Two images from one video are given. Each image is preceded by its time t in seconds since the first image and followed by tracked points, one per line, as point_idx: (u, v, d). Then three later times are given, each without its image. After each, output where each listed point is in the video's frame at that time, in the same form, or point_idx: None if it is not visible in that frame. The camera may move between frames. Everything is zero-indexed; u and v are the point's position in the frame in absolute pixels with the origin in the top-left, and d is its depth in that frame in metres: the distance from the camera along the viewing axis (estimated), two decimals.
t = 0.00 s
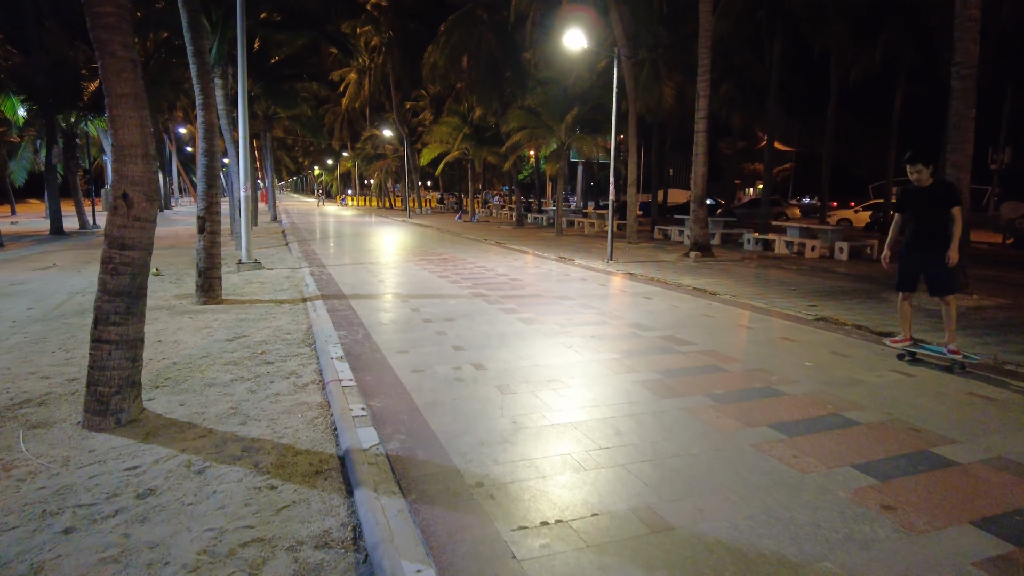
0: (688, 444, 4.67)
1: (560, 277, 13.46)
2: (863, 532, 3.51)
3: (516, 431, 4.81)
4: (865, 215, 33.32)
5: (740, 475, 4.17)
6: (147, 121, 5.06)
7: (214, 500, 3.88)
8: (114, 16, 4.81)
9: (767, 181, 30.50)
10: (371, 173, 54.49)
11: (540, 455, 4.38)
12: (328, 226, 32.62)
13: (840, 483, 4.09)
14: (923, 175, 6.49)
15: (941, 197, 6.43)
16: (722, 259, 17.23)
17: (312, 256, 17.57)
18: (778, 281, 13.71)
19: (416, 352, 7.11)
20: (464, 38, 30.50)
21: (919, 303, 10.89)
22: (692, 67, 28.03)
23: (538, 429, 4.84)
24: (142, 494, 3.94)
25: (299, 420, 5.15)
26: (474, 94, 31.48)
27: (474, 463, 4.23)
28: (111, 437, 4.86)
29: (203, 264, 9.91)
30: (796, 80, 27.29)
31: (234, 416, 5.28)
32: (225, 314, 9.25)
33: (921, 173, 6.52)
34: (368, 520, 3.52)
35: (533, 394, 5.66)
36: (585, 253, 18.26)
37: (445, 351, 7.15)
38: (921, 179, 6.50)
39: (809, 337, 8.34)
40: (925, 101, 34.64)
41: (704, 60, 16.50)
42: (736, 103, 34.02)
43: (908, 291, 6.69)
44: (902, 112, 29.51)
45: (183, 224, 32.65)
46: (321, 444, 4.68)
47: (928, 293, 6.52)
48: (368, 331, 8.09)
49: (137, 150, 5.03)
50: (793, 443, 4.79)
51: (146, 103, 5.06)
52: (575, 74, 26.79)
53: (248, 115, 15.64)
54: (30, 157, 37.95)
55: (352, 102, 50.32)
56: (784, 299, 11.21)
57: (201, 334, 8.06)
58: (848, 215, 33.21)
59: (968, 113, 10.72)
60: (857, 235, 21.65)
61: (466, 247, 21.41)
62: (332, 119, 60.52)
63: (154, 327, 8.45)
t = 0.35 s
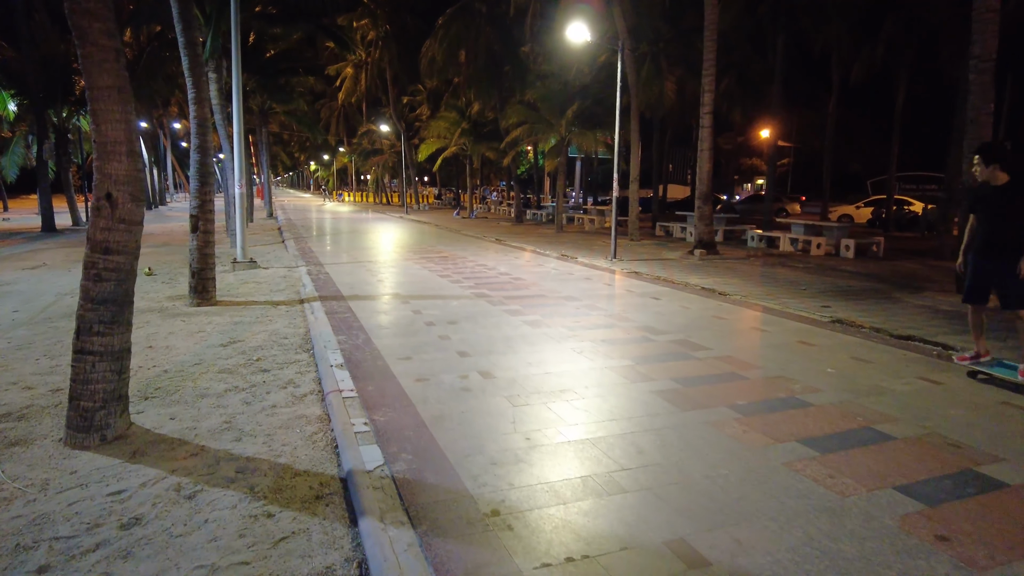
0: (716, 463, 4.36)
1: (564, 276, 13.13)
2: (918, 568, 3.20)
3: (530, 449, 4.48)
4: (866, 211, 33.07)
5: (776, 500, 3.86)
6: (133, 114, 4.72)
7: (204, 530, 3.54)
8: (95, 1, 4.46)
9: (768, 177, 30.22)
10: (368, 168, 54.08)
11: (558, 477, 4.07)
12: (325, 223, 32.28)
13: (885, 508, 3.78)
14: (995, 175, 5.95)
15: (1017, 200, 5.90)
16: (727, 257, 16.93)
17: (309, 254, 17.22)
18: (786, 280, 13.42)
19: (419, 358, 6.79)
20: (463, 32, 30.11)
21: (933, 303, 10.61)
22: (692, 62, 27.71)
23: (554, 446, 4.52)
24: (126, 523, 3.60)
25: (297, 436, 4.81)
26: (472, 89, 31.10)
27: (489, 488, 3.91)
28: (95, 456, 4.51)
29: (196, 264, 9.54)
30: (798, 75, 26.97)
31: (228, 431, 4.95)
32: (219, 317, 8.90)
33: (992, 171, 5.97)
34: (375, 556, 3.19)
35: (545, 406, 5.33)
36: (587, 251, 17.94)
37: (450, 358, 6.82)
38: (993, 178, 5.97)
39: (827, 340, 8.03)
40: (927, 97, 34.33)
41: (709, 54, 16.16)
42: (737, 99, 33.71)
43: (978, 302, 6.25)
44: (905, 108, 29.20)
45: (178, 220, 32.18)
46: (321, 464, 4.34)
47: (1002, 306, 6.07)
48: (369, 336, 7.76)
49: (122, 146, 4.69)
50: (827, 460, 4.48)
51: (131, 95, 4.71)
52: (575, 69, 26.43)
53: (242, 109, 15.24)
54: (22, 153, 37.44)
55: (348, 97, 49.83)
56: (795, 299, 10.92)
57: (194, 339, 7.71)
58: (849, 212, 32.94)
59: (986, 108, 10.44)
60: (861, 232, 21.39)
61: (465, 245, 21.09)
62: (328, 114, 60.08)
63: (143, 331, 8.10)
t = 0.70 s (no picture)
0: (758, 488, 4.04)
1: (573, 279, 12.82)
2: None
3: (554, 472, 4.17)
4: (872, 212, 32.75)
5: (828, 532, 3.54)
6: (128, 112, 4.42)
7: (205, 566, 3.23)
8: None
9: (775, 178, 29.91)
10: (370, 168, 53.82)
11: (588, 505, 3.76)
12: (327, 223, 31.98)
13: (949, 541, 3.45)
14: None
15: None
16: (738, 259, 16.64)
17: (311, 256, 16.91)
18: (801, 284, 13.12)
19: (430, 368, 6.47)
20: (466, 30, 29.78)
21: (956, 308, 10.32)
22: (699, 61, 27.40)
23: (580, 469, 4.21)
24: (119, 559, 3.29)
25: (305, 456, 4.50)
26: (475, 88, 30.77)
27: (515, 518, 3.59)
28: (88, 478, 4.20)
29: (197, 268, 9.22)
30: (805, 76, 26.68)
31: (230, 450, 4.63)
32: (220, 323, 8.58)
33: None
34: None
35: (567, 423, 5.03)
36: (594, 253, 17.63)
37: (462, 367, 6.50)
38: None
39: (852, 348, 7.72)
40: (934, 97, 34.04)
41: (719, 52, 15.85)
42: (742, 98, 33.38)
43: None
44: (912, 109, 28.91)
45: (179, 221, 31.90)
46: (331, 489, 4.03)
47: None
48: (377, 343, 7.44)
49: (117, 146, 4.38)
50: (874, 483, 4.16)
51: (126, 91, 4.41)
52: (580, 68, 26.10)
53: (244, 109, 14.92)
54: (21, 152, 37.15)
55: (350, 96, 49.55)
56: (813, 304, 10.63)
57: (194, 347, 7.39)
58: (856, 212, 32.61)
59: (1011, 108, 10.13)
60: (872, 234, 21.09)
61: (470, 246, 20.77)
62: (329, 114, 59.76)
63: (141, 339, 7.78)
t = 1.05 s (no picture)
0: (804, 517, 3.72)
1: (583, 283, 12.51)
2: None
3: (582, 499, 3.85)
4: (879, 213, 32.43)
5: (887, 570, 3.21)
6: (120, 108, 4.09)
7: None
8: None
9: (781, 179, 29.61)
10: (371, 169, 53.57)
11: (621, 538, 3.44)
12: (328, 225, 31.68)
13: None
14: None
15: None
16: (748, 262, 16.34)
17: (313, 258, 16.60)
18: (815, 288, 12.80)
19: (440, 378, 6.14)
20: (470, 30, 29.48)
21: (979, 313, 10.00)
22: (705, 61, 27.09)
23: (610, 495, 3.88)
24: None
25: (311, 479, 4.18)
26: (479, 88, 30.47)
27: (543, 554, 3.27)
28: (75, 504, 3.88)
29: (196, 272, 8.89)
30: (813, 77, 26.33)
31: (231, 471, 4.32)
32: (219, 329, 8.27)
33: None
34: None
35: (590, 441, 4.71)
36: (602, 255, 17.34)
37: (475, 378, 6.17)
38: None
39: (880, 357, 7.39)
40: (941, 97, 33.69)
41: (730, 50, 15.53)
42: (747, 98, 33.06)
43: None
44: (920, 110, 28.61)
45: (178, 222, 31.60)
46: (339, 517, 3.71)
47: None
48: (384, 351, 7.12)
49: (108, 145, 4.05)
50: (928, 510, 3.82)
51: (119, 86, 4.08)
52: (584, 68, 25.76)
53: (245, 108, 14.59)
54: (21, 153, 36.90)
55: (351, 97, 49.28)
56: (832, 309, 10.32)
57: (192, 356, 7.06)
58: (861, 214, 32.30)
59: None
60: (883, 236, 20.78)
61: (474, 248, 20.47)
62: (330, 115, 59.48)
63: (137, 347, 7.46)
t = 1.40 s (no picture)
0: (860, 552, 3.34)
1: (593, 284, 12.13)
2: None
3: (611, 531, 3.47)
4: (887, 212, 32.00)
5: None
6: (100, 99, 3.73)
7: None
8: None
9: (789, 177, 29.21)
10: (374, 169, 53.24)
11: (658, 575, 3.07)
12: (331, 225, 31.37)
13: None
14: None
15: None
16: (761, 263, 15.97)
17: (315, 259, 16.27)
18: (832, 289, 12.42)
19: (449, 389, 5.77)
20: (473, 28, 29.12)
21: (1008, 316, 9.60)
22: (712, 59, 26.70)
23: (641, 527, 3.51)
24: None
25: (313, 505, 3.81)
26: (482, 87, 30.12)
27: None
28: (52, 535, 3.53)
29: (192, 274, 8.53)
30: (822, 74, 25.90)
31: (224, 495, 3.95)
32: (216, 335, 7.90)
33: None
34: None
35: (614, 461, 4.34)
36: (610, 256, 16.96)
37: (486, 388, 5.80)
38: None
39: (912, 363, 7.00)
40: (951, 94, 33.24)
41: (742, 45, 15.13)
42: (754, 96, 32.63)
43: None
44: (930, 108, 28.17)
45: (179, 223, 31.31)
46: (343, 551, 3.35)
47: None
48: (389, 358, 6.75)
49: (88, 140, 3.69)
50: (997, 542, 3.43)
51: (99, 76, 3.72)
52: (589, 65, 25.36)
53: (244, 106, 14.21)
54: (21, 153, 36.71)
55: (353, 96, 48.97)
56: (853, 311, 9.95)
57: (187, 364, 6.69)
58: (870, 213, 31.85)
59: None
60: (896, 235, 20.40)
61: (478, 249, 20.12)
62: (332, 115, 59.20)
63: (130, 354, 7.10)
